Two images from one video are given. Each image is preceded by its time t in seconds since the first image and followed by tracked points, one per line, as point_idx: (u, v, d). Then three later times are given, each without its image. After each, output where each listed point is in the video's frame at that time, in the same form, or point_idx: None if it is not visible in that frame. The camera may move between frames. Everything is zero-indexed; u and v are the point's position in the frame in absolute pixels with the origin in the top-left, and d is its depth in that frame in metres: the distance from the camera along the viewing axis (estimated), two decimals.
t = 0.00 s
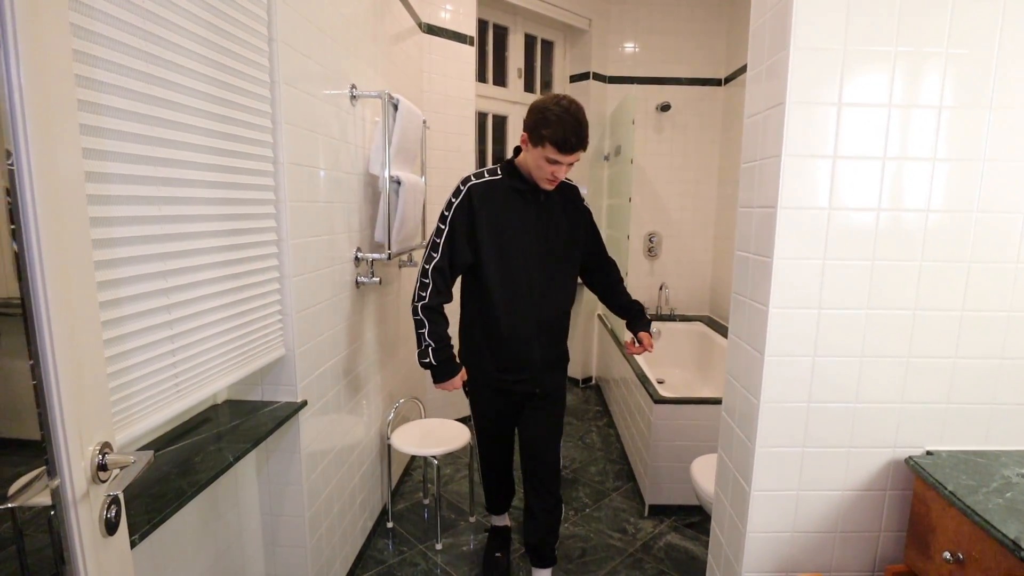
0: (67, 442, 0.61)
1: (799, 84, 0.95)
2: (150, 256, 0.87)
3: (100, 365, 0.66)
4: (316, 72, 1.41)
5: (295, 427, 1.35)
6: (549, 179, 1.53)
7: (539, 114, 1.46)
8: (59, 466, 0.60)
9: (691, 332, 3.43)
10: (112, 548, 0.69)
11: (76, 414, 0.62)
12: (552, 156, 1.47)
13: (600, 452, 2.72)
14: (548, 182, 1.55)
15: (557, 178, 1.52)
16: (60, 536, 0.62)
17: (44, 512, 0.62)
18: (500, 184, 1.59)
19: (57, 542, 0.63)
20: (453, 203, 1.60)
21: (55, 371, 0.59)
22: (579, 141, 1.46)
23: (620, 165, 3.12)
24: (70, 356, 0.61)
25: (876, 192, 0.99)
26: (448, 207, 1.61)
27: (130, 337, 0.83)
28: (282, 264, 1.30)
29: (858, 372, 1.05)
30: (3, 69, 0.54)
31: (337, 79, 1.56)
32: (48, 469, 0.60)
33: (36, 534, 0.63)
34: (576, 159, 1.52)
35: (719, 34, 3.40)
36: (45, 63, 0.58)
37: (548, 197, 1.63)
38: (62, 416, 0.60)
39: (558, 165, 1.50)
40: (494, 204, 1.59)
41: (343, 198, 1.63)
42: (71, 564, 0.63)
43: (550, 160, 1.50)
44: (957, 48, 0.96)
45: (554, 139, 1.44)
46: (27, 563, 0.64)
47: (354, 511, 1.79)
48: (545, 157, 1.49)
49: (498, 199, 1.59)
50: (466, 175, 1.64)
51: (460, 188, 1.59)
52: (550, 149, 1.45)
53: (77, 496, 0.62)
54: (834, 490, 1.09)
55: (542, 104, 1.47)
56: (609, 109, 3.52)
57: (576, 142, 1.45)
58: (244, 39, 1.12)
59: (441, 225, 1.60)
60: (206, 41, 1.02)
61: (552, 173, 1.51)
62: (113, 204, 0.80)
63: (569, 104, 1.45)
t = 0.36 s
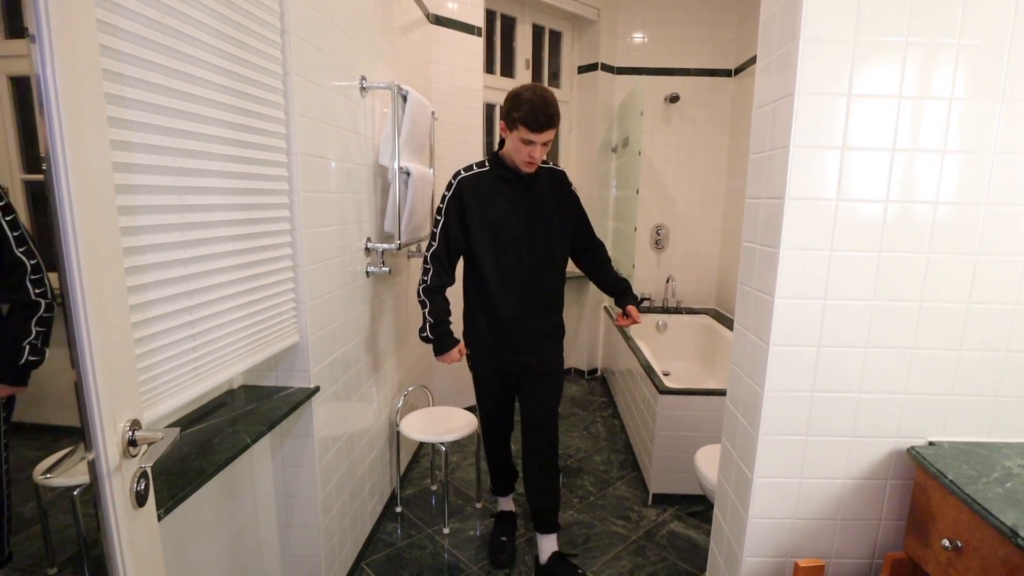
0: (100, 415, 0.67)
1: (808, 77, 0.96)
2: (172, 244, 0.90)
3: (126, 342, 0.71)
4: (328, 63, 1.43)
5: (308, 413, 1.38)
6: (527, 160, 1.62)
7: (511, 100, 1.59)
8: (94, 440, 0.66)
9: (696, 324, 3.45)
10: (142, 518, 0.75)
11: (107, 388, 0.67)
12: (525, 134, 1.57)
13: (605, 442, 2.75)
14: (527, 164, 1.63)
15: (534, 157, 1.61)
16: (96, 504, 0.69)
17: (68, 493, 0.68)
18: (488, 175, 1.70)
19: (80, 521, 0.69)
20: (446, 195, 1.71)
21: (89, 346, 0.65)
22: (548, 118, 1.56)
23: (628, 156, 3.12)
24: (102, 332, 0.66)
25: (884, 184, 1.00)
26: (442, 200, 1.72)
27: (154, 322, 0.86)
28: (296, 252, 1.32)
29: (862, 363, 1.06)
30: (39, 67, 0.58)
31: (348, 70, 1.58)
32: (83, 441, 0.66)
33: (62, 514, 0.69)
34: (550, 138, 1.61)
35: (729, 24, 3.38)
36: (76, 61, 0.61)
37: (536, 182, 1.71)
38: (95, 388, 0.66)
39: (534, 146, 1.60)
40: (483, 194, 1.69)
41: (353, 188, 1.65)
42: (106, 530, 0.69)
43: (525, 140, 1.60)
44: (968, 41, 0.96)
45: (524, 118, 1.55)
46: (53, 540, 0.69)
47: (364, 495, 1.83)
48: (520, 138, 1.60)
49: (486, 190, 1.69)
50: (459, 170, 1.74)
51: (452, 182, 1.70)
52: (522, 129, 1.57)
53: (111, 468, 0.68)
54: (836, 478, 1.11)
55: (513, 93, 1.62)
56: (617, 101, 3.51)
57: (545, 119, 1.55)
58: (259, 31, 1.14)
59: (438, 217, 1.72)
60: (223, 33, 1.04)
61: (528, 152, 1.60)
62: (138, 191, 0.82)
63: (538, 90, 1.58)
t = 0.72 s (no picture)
0: (107, 395, 0.69)
1: (803, 65, 0.97)
2: (174, 228, 0.92)
3: (132, 323, 0.73)
4: (328, 51, 1.44)
5: (309, 397, 1.41)
6: (515, 122, 1.68)
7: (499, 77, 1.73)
8: (102, 418, 0.69)
9: (695, 314, 3.47)
10: (148, 496, 0.78)
11: (114, 367, 0.70)
12: (513, 94, 1.67)
13: (604, 430, 2.79)
14: (516, 127, 1.68)
15: (522, 117, 1.67)
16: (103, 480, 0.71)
17: (71, 480, 0.74)
18: (478, 159, 1.75)
19: (84, 508, 0.75)
20: (441, 181, 1.75)
21: (95, 325, 0.67)
22: (532, 79, 1.68)
23: (628, 146, 3.12)
24: (107, 313, 0.69)
25: (876, 173, 1.01)
26: (437, 186, 1.77)
27: (156, 304, 0.88)
28: (297, 238, 1.34)
29: (852, 349, 1.08)
30: (45, 55, 0.60)
31: (349, 58, 1.58)
32: (91, 420, 0.69)
33: (66, 500, 0.74)
34: (536, 104, 1.70)
35: (732, 12, 3.36)
36: (79, 49, 0.63)
37: (525, 163, 1.77)
38: (101, 367, 0.68)
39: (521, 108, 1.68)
40: (476, 177, 1.74)
41: (354, 176, 1.66)
42: (113, 506, 0.72)
43: (513, 104, 1.68)
44: (963, 31, 0.97)
45: (511, 80, 1.67)
46: (56, 527, 0.74)
47: (365, 479, 1.86)
48: (508, 102, 1.69)
49: (478, 172, 1.74)
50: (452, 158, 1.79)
51: (445, 169, 1.74)
52: (511, 89, 1.66)
53: (117, 446, 0.71)
54: (826, 462, 1.14)
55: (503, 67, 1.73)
56: (618, 90, 3.50)
57: (530, 80, 1.67)
58: (260, 19, 1.15)
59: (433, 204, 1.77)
60: (223, 19, 1.05)
61: (516, 114, 1.68)
62: (140, 176, 0.84)
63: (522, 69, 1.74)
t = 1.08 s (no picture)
0: (106, 378, 0.70)
1: (799, 49, 0.97)
2: (171, 214, 0.92)
3: (128, 308, 0.74)
4: (325, 37, 1.43)
5: (308, 383, 1.42)
6: (515, 113, 1.70)
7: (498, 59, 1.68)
8: (100, 401, 0.70)
9: (694, 300, 3.47)
10: (148, 478, 0.79)
11: (111, 351, 0.71)
12: (514, 85, 1.66)
13: (602, 415, 2.81)
14: (515, 118, 1.70)
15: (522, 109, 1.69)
16: (103, 461, 0.72)
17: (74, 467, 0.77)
18: (477, 141, 1.76)
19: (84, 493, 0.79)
20: (440, 162, 1.76)
21: (91, 310, 0.68)
22: (533, 69, 1.65)
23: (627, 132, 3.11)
24: (104, 297, 0.69)
25: (871, 158, 1.01)
26: (438, 168, 1.78)
27: (153, 289, 0.88)
28: (294, 225, 1.34)
29: (846, 333, 1.09)
30: (38, 39, 0.60)
31: (345, 44, 1.57)
32: (90, 403, 0.69)
33: (66, 485, 0.79)
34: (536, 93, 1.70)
35: None
36: (73, 33, 0.63)
37: (522, 146, 1.80)
38: (99, 350, 0.69)
39: (520, 98, 1.69)
40: (476, 157, 1.74)
41: (351, 162, 1.66)
42: (114, 487, 0.74)
43: (513, 94, 1.68)
44: (960, 16, 0.96)
45: (513, 70, 1.64)
46: (58, 511, 0.80)
47: (364, 464, 1.89)
48: (508, 92, 1.68)
49: (478, 153, 1.75)
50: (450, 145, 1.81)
51: (444, 149, 1.77)
52: (511, 80, 1.66)
53: (117, 428, 0.71)
54: (819, 444, 1.15)
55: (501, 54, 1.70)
56: (618, 76, 3.47)
57: (532, 69, 1.65)
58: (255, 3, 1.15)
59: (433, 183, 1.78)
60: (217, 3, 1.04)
61: (517, 104, 1.68)
62: (136, 161, 0.84)
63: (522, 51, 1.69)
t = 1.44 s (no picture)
0: (100, 374, 0.70)
1: (797, 41, 0.96)
2: (166, 208, 0.92)
3: (124, 304, 0.74)
4: (321, 29, 1.42)
5: (305, 377, 1.42)
6: (536, 129, 1.73)
7: (534, 75, 1.63)
8: (96, 397, 0.70)
9: (693, 293, 3.47)
10: (144, 474, 0.79)
11: (107, 347, 0.70)
12: (544, 110, 1.67)
13: (601, 408, 2.81)
14: (535, 132, 1.75)
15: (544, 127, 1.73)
16: (98, 457, 0.72)
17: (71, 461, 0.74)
18: (492, 138, 1.75)
19: (83, 488, 0.76)
20: (453, 157, 1.74)
21: (86, 306, 0.67)
22: (565, 96, 1.66)
23: (625, 125, 3.09)
24: (99, 293, 0.69)
25: (869, 150, 1.01)
26: (449, 162, 1.75)
27: (149, 285, 0.88)
28: (291, 219, 1.33)
29: (843, 325, 1.09)
30: (30, 34, 0.59)
31: (341, 37, 1.56)
32: (86, 398, 0.70)
33: (64, 480, 0.75)
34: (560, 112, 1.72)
35: None
36: (65, 26, 0.62)
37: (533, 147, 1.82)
38: (94, 347, 0.69)
39: (545, 118, 1.70)
40: (491, 156, 1.74)
41: (348, 156, 1.65)
42: (110, 482, 0.74)
43: (540, 114, 1.69)
44: (958, 6, 0.96)
45: (547, 96, 1.63)
46: (57, 506, 0.76)
47: (363, 458, 1.89)
48: (536, 111, 1.68)
49: (494, 151, 1.74)
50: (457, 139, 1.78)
51: (457, 144, 1.74)
52: (542, 103, 1.65)
53: (112, 424, 0.72)
54: (817, 436, 1.15)
55: (538, 63, 1.65)
56: (615, 68, 3.45)
57: (563, 97, 1.65)
58: None
59: (444, 177, 1.75)
60: None
61: (540, 124, 1.71)
62: (131, 156, 0.84)
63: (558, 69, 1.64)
